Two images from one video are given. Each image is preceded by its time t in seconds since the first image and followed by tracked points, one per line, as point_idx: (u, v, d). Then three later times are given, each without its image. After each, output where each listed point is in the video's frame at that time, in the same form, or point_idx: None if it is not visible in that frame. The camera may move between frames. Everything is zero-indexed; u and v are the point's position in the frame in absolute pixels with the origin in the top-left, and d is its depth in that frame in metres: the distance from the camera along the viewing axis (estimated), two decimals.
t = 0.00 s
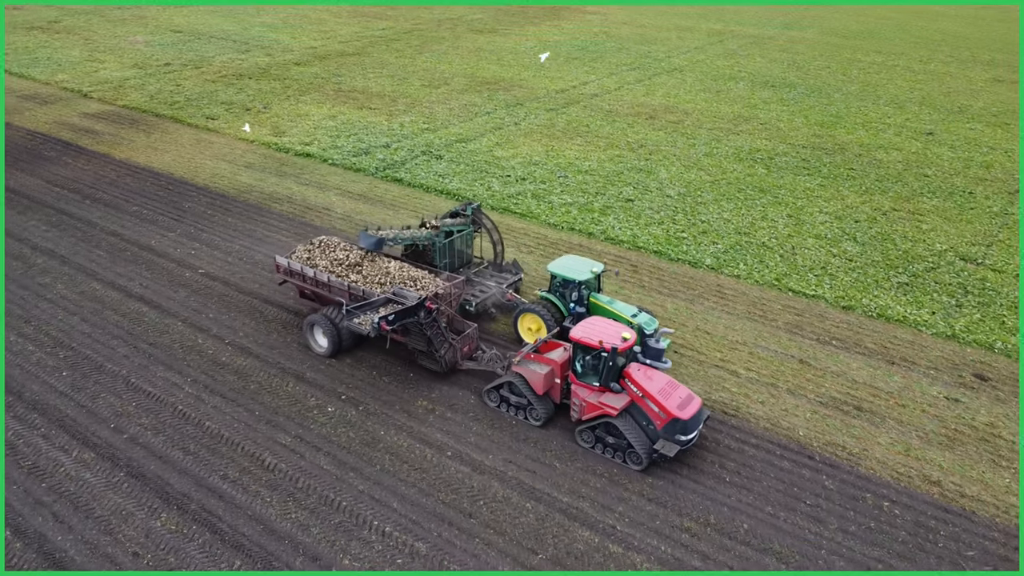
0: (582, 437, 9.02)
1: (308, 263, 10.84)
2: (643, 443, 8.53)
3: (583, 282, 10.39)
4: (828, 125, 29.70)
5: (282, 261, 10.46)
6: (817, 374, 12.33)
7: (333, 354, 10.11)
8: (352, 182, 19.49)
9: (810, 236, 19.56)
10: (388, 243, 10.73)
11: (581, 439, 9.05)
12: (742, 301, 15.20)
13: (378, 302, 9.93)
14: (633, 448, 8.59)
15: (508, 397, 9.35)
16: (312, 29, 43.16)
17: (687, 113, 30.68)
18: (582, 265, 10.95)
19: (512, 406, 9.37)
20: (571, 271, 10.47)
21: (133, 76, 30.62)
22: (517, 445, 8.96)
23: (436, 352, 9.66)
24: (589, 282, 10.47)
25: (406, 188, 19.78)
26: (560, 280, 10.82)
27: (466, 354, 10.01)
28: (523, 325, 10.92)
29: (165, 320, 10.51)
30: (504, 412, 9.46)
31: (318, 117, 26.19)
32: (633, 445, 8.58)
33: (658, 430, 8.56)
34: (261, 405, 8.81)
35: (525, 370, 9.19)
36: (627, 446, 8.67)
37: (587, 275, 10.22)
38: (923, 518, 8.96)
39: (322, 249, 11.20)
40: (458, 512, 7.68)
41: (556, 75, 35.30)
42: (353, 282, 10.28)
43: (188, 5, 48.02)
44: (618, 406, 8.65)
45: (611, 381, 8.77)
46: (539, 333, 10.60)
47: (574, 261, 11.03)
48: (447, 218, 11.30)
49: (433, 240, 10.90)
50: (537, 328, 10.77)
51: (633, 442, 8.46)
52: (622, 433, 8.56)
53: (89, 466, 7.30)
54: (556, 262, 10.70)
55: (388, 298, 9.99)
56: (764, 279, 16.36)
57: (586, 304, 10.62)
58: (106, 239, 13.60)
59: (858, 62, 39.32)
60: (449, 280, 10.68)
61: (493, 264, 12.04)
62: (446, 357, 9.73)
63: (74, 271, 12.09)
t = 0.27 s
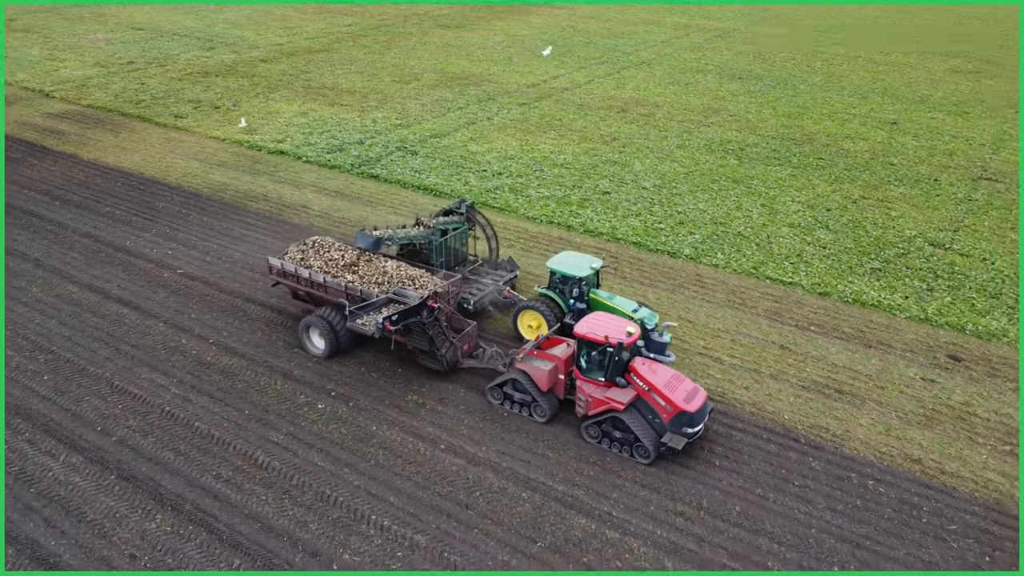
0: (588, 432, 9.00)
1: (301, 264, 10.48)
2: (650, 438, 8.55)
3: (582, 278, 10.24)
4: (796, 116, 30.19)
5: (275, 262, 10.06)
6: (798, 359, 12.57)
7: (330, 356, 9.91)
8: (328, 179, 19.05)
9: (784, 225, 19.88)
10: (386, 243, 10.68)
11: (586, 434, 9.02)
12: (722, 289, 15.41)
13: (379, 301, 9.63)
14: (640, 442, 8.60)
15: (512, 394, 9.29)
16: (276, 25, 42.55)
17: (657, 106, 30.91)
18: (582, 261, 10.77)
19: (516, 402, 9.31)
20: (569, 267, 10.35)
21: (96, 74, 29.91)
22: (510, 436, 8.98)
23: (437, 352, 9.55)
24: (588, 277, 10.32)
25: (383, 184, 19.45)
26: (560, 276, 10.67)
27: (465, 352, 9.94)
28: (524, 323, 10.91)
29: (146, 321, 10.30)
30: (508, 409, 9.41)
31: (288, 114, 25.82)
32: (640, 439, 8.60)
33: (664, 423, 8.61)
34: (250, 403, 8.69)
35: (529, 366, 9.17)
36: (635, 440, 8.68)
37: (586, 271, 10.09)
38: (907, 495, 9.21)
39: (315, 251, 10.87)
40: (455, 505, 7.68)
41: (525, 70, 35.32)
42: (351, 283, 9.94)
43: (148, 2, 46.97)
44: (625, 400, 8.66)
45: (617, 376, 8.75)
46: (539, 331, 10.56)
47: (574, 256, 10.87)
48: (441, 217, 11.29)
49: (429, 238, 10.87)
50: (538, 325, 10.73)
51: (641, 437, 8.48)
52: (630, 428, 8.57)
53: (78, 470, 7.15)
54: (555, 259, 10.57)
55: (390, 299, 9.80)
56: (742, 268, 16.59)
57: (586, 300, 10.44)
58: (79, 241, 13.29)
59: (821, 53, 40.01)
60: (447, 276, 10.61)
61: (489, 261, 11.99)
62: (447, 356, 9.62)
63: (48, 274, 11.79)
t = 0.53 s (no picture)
0: (594, 427, 9.02)
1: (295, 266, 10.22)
2: (657, 431, 8.59)
3: (583, 275, 10.28)
4: (763, 108, 30.67)
5: (268, 264, 9.80)
6: (778, 345, 12.80)
7: (328, 358, 9.76)
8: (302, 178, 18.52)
9: (757, 215, 20.18)
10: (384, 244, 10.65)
11: (592, 429, 9.04)
12: (700, 279, 15.60)
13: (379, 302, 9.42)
14: (647, 436, 8.62)
15: (514, 391, 9.26)
16: (239, 23, 41.86)
17: (627, 100, 31.13)
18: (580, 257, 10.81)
19: (519, 400, 9.27)
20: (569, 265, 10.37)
21: (55, 75, 29.11)
22: (501, 428, 9.00)
23: (440, 351, 9.48)
24: (588, 274, 10.38)
25: (358, 182, 18.99)
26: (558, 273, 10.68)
27: (465, 350, 9.88)
28: (523, 320, 10.90)
29: (125, 323, 10.09)
30: (511, 407, 9.35)
31: (258, 112, 25.39)
32: (647, 432, 8.63)
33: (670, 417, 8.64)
34: (239, 403, 8.58)
35: (532, 363, 9.16)
36: (642, 433, 8.72)
37: (587, 269, 10.13)
38: (889, 473, 9.46)
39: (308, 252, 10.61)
40: (451, 497, 7.68)
41: (494, 66, 35.28)
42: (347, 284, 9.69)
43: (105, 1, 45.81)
44: (631, 395, 8.68)
45: (621, 370, 8.81)
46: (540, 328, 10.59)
47: (571, 252, 10.88)
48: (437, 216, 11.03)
49: (425, 238, 10.60)
50: (538, 322, 10.78)
51: (647, 430, 8.49)
52: (636, 421, 8.59)
53: (66, 475, 7.01)
54: (553, 255, 10.54)
55: (391, 299, 9.61)
56: (719, 258, 16.80)
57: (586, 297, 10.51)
58: (50, 244, 12.95)
59: (784, 47, 40.66)
60: (445, 276, 10.56)
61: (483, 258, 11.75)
62: (449, 354, 9.56)
63: (20, 279, 11.49)
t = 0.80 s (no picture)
0: (598, 423, 9.05)
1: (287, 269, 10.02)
2: (661, 424, 8.66)
3: (581, 271, 10.39)
4: (729, 102, 31.13)
5: (260, 268, 9.59)
6: (756, 333, 13.04)
7: (324, 361, 9.59)
8: (274, 179, 18.05)
9: (729, 207, 20.48)
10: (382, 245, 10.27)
11: (595, 425, 9.07)
12: (677, 271, 15.79)
13: (378, 304, 9.28)
14: (652, 429, 8.68)
15: (517, 390, 9.23)
16: (200, 24, 41.12)
17: (596, 96, 31.32)
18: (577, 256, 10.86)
19: (521, 397, 9.26)
20: (568, 261, 10.47)
21: (11, 78, 28.28)
22: (491, 421, 9.01)
23: (441, 351, 9.41)
24: (586, 271, 10.52)
25: (332, 181, 18.48)
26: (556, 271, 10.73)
27: (465, 349, 9.89)
28: (523, 319, 10.86)
29: (103, 328, 9.86)
30: (513, 404, 9.34)
31: (225, 113, 24.94)
32: (651, 426, 8.69)
33: (674, 410, 8.72)
34: (225, 403, 8.45)
35: (534, 360, 9.09)
36: (646, 428, 8.78)
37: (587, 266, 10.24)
38: (869, 453, 9.72)
39: (301, 254, 10.40)
40: (445, 490, 7.69)
41: (461, 64, 35.23)
42: (343, 285, 9.50)
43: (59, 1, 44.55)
44: (635, 389, 8.71)
45: (624, 366, 8.84)
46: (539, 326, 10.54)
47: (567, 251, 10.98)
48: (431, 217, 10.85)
49: (421, 238, 10.40)
50: (537, 320, 10.72)
51: (653, 424, 8.55)
52: (641, 416, 8.64)
53: (52, 482, 6.86)
54: (551, 253, 10.64)
55: (392, 299, 9.44)
56: (694, 249, 17.00)
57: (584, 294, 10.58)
58: (18, 250, 12.60)
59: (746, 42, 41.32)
60: (441, 276, 10.41)
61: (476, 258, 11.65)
62: (449, 354, 9.52)
63: None
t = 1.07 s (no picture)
0: (602, 418, 9.07)
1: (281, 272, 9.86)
2: (665, 417, 8.76)
3: (580, 269, 10.33)
4: (696, 98, 31.55)
5: (254, 271, 9.43)
6: (735, 323, 13.26)
7: (322, 364, 9.43)
8: (248, 180, 17.48)
9: (702, 200, 20.76)
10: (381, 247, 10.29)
11: (599, 421, 9.10)
12: (655, 264, 15.96)
13: (378, 305, 9.17)
14: (657, 423, 8.77)
15: (520, 387, 9.22)
16: (161, 25, 40.32)
17: (566, 94, 31.47)
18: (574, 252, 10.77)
19: (524, 395, 9.25)
20: (566, 259, 10.39)
21: None
22: (482, 415, 9.03)
23: (442, 351, 9.30)
24: (585, 269, 10.43)
25: (307, 183, 17.81)
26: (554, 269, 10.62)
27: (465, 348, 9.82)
28: (522, 318, 10.71)
29: (81, 333, 9.64)
30: (516, 402, 9.32)
31: (194, 115, 24.41)
32: (656, 419, 8.78)
33: (678, 403, 8.83)
34: (212, 405, 8.34)
35: (537, 357, 9.15)
36: (650, 421, 8.85)
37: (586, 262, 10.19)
38: (850, 435, 9.98)
39: (295, 258, 10.25)
40: (439, 484, 7.70)
41: (430, 63, 35.12)
42: (339, 287, 9.37)
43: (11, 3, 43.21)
44: (639, 383, 8.81)
45: (628, 360, 8.96)
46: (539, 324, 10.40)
47: (565, 249, 10.91)
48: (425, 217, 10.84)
49: (418, 240, 10.32)
50: (537, 319, 10.57)
51: (657, 417, 8.64)
52: (646, 409, 8.73)
53: (40, 489, 6.73)
54: (549, 251, 10.54)
55: (394, 300, 9.39)
56: (671, 242, 17.18)
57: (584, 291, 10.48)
58: None
59: (709, 39, 41.89)
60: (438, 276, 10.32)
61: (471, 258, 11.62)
62: (450, 354, 9.41)
63: None
